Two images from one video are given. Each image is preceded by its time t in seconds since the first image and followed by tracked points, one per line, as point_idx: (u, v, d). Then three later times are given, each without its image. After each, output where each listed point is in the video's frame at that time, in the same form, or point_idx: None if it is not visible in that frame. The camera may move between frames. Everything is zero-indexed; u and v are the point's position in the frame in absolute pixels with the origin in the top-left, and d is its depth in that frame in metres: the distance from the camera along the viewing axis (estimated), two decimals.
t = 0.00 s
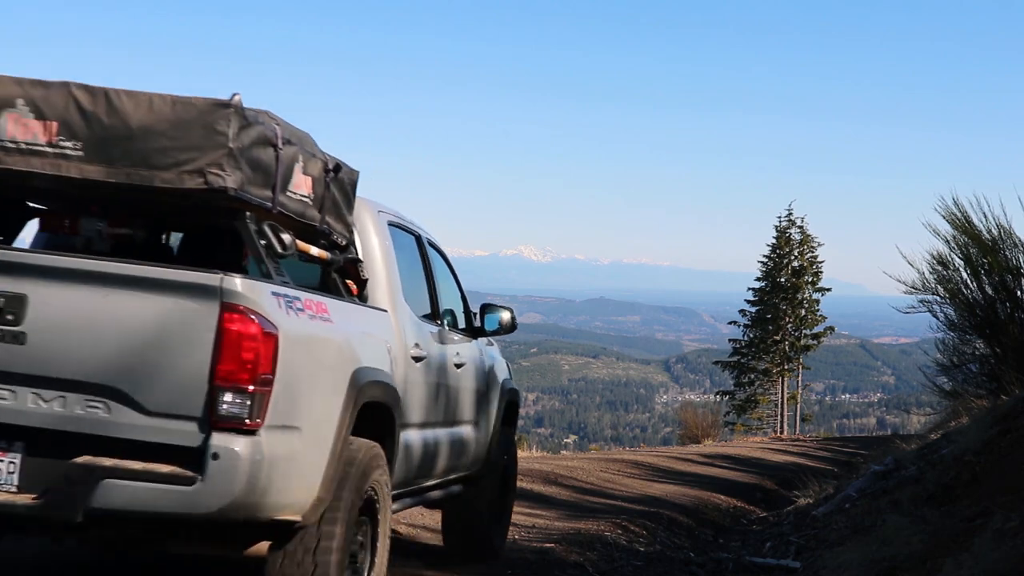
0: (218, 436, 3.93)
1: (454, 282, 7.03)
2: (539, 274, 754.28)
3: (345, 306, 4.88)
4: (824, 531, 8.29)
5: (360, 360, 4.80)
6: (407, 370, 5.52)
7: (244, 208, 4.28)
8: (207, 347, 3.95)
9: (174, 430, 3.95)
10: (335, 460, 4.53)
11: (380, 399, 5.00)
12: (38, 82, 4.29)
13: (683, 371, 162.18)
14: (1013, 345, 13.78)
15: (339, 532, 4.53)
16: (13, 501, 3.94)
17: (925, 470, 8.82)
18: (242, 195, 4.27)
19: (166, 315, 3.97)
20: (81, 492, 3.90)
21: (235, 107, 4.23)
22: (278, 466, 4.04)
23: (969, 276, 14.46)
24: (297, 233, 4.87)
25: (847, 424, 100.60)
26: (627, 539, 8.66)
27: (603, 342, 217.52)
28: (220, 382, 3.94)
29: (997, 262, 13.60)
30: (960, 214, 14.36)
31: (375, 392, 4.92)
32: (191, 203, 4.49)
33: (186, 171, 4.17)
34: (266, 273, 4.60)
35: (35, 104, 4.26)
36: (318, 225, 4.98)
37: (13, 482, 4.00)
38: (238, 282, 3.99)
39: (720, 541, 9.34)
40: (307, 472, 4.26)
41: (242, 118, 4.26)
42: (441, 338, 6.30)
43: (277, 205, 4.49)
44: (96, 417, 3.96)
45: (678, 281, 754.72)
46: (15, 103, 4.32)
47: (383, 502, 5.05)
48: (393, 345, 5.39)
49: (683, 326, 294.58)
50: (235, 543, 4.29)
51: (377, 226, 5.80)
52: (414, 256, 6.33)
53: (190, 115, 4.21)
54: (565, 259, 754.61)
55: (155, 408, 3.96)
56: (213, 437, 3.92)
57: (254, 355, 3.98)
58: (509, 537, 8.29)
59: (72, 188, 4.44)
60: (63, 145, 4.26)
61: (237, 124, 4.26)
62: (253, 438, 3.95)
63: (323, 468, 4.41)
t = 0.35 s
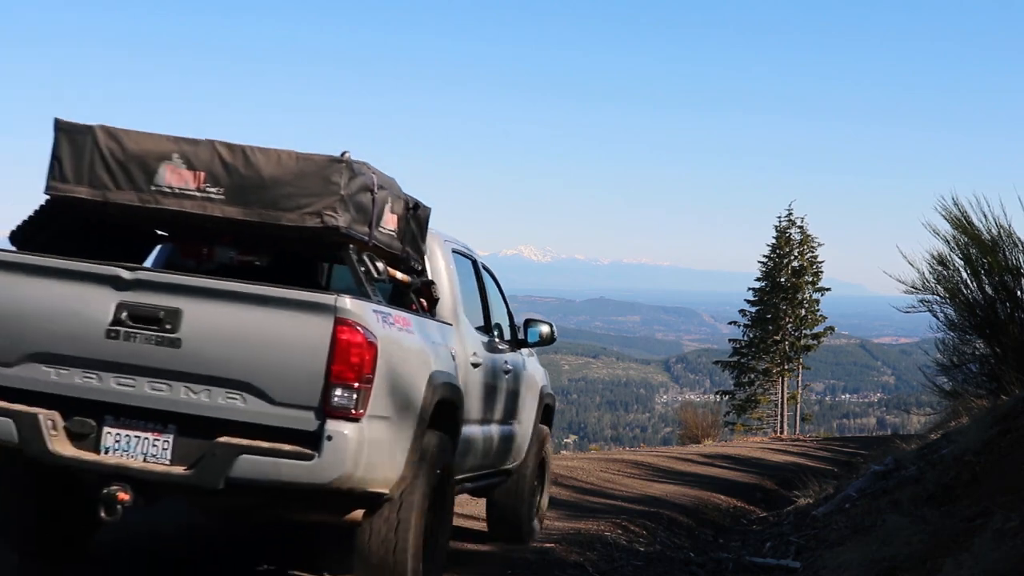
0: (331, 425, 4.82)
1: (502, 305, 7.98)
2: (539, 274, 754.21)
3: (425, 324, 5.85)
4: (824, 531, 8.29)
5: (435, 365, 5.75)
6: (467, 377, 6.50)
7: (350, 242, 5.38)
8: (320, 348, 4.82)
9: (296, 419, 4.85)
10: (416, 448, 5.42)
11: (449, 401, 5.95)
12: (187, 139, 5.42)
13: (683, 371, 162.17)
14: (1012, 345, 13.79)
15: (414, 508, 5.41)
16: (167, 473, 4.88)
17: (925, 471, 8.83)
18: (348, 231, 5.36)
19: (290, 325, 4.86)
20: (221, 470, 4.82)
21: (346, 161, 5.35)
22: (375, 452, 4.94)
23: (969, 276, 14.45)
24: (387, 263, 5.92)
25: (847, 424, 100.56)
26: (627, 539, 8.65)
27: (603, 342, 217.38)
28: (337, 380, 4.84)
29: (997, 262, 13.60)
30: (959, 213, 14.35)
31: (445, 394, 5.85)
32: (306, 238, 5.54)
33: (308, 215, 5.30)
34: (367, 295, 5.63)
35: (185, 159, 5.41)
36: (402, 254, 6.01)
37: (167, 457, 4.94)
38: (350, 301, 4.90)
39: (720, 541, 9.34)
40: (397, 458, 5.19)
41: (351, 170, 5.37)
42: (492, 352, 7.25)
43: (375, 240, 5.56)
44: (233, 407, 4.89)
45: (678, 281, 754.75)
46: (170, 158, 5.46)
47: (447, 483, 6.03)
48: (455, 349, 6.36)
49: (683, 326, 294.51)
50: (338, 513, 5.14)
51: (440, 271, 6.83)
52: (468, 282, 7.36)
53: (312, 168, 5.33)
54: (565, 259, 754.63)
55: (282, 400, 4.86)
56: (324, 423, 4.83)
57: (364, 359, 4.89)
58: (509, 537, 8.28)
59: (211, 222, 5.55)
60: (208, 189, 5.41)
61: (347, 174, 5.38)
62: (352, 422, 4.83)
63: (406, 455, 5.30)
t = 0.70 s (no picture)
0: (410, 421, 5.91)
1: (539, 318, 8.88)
2: (539, 274, 754.30)
3: (483, 337, 6.86)
4: (824, 530, 8.29)
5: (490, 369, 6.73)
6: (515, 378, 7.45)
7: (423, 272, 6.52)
8: (394, 363, 5.89)
9: (377, 419, 5.95)
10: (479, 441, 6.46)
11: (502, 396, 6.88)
12: (288, 185, 6.61)
13: (683, 371, 162.16)
14: (1012, 345, 13.80)
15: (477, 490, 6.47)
16: (272, 459, 6.05)
17: (925, 470, 8.83)
18: (423, 261, 6.53)
19: (372, 343, 5.91)
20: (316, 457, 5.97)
21: (417, 204, 6.51)
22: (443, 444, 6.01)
23: (969, 276, 14.44)
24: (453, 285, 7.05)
25: (847, 424, 100.58)
26: (627, 539, 8.64)
27: (603, 342, 217.50)
28: (412, 384, 5.91)
29: (997, 262, 13.59)
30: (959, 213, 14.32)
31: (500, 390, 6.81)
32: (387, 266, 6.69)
33: (387, 248, 6.49)
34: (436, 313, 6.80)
35: (285, 202, 6.60)
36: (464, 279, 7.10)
37: (269, 446, 6.10)
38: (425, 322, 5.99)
39: (720, 541, 9.34)
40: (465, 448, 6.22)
41: (424, 212, 6.52)
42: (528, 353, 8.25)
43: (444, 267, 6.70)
44: (325, 406, 6.01)
45: (678, 281, 754.80)
46: (274, 202, 6.64)
47: (503, 469, 7.03)
48: (502, 355, 7.34)
49: (682, 326, 294.47)
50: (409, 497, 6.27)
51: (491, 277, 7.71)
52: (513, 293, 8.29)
53: (393, 213, 6.50)
54: (565, 259, 754.70)
55: (365, 401, 5.96)
56: (401, 421, 5.92)
57: (432, 369, 5.94)
58: (509, 537, 8.27)
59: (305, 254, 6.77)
60: (303, 228, 6.59)
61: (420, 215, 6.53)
62: (424, 420, 5.89)
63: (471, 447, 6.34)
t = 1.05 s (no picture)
0: (471, 415, 6.99)
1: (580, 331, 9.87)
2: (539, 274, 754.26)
3: (529, 344, 7.89)
4: (824, 531, 8.29)
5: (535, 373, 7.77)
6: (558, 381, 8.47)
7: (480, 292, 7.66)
8: (458, 366, 6.94)
9: (443, 414, 7.01)
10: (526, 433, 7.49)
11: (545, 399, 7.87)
12: (368, 217, 7.74)
13: (683, 371, 162.12)
14: (1013, 345, 13.81)
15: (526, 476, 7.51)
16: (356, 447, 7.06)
17: (925, 470, 8.82)
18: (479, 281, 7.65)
19: (438, 351, 6.94)
20: (393, 444, 7.02)
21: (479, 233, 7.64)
22: (500, 435, 7.06)
23: (969, 276, 14.44)
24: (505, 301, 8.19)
25: (847, 423, 100.57)
26: (627, 539, 8.64)
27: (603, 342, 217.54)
28: (474, 383, 6.98)
29: (997, 262, 13.57)
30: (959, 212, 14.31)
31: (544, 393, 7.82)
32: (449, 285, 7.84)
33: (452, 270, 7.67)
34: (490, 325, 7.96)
35: (364, 232, 7.76)
36: (512, 295, 8.24)
37: (351, 437, 7.10)
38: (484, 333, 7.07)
39: (720, 541, 9.34)
40: (517, 439, 7.26)
41: (484, 240, 7.59)
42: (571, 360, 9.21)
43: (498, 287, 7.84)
44: (399, 403, 7.02)
45: (678, 281, 754.72)
46: (355, 232, 7.78)
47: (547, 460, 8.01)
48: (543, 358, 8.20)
49: (683, 327, 294.50)
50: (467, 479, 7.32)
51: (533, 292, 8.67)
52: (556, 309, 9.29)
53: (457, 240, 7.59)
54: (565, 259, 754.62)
55: (433, 400, 6.99)
56: (464, 413, 6.98)
57: (489, 371, 7.00)
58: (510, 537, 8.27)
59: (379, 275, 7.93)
60: (379, 254, 7.76)
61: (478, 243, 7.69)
62: (483, 413, 6.94)
63: (522, 439, 7.36)
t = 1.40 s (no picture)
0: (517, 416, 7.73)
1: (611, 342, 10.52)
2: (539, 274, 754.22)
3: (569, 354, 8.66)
4: (824, 531, 8.28)
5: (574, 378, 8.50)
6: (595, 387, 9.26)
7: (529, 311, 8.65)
8: (509, 373, 7.71)
9: (494, 415, 7.77)
10: (567, 431, 8.25)
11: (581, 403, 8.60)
12: (431, 244, 8.75)
13: (683, 371, 162.10)
14: (1012, 345, 13.80)
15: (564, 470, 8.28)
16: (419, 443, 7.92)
17: (925, 470, 8.82)
18: (525, 300, 8.66)
19: (493, 360, 7.74)
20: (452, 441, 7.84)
21: (525, 261, 8.61)
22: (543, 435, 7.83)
23: (969, 276, 14.43)
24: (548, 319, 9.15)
25: (847, 424, 100.58)
26: (627, 539, 8.64)
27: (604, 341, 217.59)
28: (521, 389, 7.72)
29: (997, 262, 13.57)
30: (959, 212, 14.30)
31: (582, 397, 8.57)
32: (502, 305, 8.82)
33: (503, 291, 8.62)
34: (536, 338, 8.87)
35: (427, 258, 8.76)
36: (556, 312, 9.20)
37: (417, 434, 7.95)
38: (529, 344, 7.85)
39: (720, 541, 9.33)
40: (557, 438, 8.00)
41: (530, 264, 8.63)
42: (605, 369, 9.90)
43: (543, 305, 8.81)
44: (457, 405, 7.83)
45: (678, 281, 754.65)
46: (420, 258, 8.80)
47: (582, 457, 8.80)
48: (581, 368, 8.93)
49: (683, 327, 294.47)
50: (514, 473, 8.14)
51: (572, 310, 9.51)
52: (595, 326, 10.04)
53: (508, 266, 8.63)
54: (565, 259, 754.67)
55: (488, 403, 7.78)
56: (511, 415, 7.74)
57: (536, 377, 7.76)
58: (510, 536, 8.26)
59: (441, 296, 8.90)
60: (441, 277, 8.76)
61: (526, 268, 8.64)
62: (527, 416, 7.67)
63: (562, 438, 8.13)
